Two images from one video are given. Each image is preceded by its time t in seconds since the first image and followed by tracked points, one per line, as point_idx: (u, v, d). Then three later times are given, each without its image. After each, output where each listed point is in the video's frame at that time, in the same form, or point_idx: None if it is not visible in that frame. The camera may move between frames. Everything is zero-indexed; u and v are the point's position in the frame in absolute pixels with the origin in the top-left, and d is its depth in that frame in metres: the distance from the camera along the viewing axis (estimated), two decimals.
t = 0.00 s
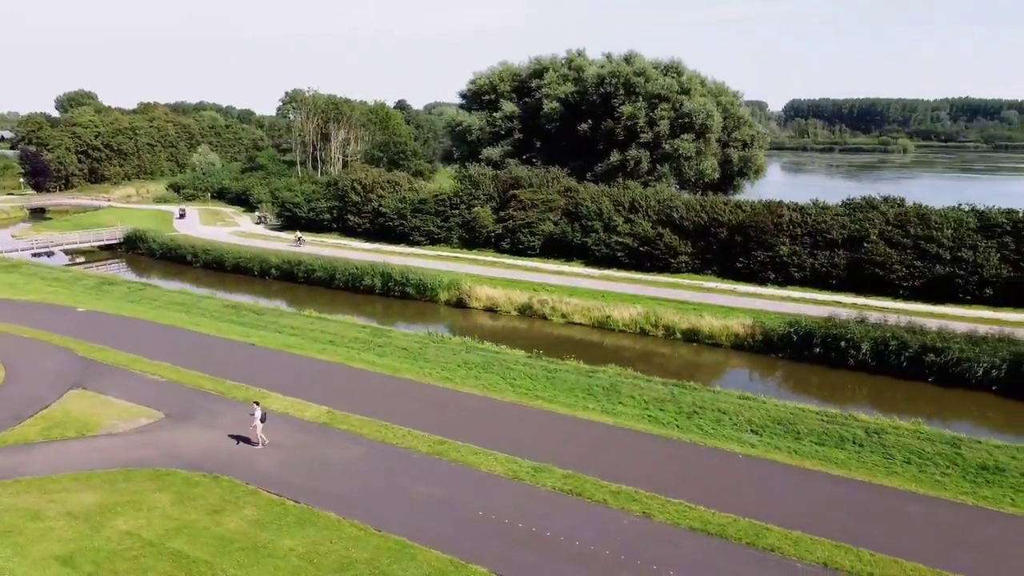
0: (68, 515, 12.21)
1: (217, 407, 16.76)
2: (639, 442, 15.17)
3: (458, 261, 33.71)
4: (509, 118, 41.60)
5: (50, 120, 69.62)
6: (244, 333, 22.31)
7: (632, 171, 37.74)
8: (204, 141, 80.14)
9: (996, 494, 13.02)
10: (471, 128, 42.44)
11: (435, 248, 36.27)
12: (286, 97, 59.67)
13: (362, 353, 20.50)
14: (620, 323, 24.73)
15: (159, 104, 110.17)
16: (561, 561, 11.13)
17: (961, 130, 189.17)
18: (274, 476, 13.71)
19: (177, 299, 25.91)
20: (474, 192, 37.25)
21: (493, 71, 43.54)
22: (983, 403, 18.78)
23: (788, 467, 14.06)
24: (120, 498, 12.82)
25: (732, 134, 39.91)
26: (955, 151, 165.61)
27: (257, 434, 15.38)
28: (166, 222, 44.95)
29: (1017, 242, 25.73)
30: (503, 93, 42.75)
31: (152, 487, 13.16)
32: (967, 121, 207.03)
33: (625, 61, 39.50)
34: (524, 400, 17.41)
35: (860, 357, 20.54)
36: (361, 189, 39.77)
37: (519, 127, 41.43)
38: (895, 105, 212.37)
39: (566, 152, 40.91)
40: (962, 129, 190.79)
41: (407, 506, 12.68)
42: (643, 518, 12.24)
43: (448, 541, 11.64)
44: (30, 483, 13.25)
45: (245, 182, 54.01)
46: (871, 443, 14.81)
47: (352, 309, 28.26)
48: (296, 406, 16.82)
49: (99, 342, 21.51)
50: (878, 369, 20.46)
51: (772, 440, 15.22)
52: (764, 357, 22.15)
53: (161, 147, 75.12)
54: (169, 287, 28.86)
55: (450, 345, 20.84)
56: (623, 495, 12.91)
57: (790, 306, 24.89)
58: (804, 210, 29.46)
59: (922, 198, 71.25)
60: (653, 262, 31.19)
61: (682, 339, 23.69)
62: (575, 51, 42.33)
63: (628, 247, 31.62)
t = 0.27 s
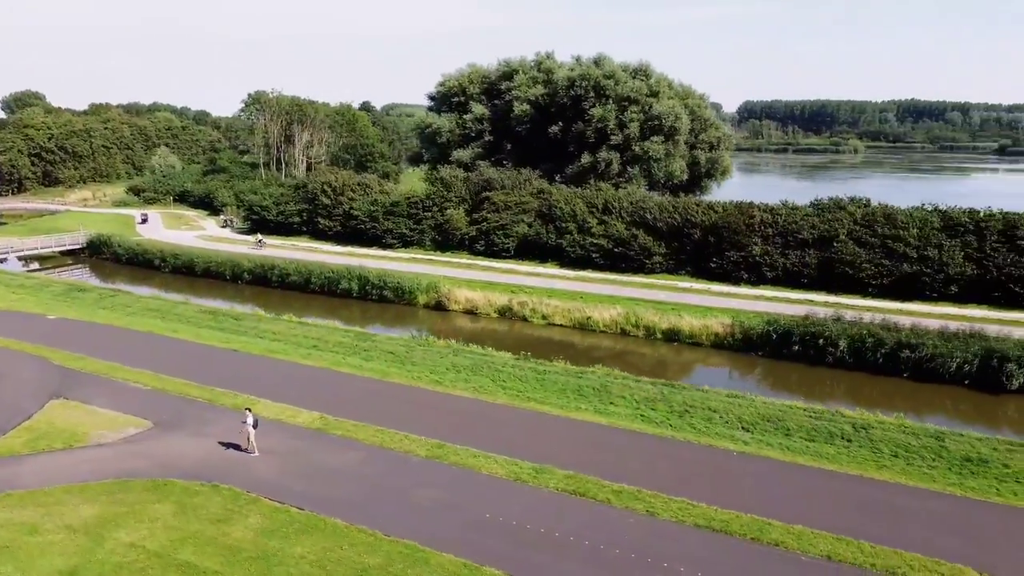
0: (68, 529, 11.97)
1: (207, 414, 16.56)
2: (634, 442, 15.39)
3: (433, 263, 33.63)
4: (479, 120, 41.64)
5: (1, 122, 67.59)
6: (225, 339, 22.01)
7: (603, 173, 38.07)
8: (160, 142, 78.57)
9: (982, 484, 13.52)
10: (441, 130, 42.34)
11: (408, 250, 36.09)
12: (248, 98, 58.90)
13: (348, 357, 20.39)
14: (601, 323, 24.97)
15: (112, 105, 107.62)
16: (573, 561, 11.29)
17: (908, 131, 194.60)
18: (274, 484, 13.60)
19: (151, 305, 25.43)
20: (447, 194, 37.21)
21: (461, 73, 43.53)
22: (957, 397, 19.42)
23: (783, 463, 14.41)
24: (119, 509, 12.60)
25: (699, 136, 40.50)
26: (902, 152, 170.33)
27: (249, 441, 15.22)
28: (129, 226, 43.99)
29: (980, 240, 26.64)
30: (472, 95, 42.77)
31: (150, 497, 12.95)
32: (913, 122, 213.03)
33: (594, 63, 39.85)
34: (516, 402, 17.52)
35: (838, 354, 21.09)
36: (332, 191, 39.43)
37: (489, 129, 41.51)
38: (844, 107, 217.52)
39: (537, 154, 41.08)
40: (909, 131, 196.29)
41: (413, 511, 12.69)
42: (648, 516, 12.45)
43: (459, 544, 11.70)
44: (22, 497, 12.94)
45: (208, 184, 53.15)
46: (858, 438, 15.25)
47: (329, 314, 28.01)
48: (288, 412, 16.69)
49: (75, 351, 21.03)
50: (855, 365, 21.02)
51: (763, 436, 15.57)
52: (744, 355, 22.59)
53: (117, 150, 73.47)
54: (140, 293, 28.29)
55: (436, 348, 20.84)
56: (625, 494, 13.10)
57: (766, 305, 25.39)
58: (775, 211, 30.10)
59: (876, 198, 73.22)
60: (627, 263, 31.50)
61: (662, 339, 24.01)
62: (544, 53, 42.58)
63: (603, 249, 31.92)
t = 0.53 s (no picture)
0: (68, 543, 11.71)
1: (197, 422, 16.31)
2: (629, 442, 15.60)
3: (407, 266, 33.50)
4: (449, 122, 41.60)
5: None
6: (205, 346, 21.68)
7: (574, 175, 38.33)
8: (114, 144, 76.85)
9: (967, 476, 14.03)
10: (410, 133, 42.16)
11: (380, 254, 35.87)
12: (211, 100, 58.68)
13: (334, 362, 20.26)
14: (581, 324, 25.19)
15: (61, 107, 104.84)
16: (585, 560, 11.43)
17: (857, 132, 199.58)
18: (276, 491, 13.48)
19: (124, 312, 24.90)
20: (419, 197, 37.10)
21: (429, 76, 43.42)
22: (931, 392, 20.06)
23: (776, 459, 14.76)
24: (119, 522, 12.36)
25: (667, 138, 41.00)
26: (852, 152, 174.57)
27: (242, 448, 15.02)
28: (89, 231, 42.91)
29: (943, 239, 27.51)
30: (441, 97, 42.68)
31: (149, 509, 12.73)
32: (861, 124, 218.54)
33: (563, 66, 40.10)
34: (508, 404, 17.60)
35: (816, 352, 21.61)
36: (301, 195, 39.05)
37: (459, 131, 41.50)
38: (795, 108, 222.17)
39: (507, 156, 41.19)
40: (858, 132, 201.32)
41: (420, 515, 12.70)
42: (652, 515, 12.65)
43: (470, 547, 11.75)
44: (15, 511, 12.61)
45: (170, 187, 52.32)
46: (846, 433, 15.68)
47: (306, 318, 27.73)
48: (280, 419, 16.53)
49: (50, 361, 20.50)
50: (832, 363, 21.57)
51: (754, 434, 15.91)
52: (724, 354, 23.00)
53: (70, 152, 71.66)
54: (110, 299, 27.66)
55: (423, 351, 20.82)
56: (628, 493, 13.29)
57: (742, 305, 25.87)
58: (746, 213, 30.69)
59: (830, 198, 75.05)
60: (602, 265, 31.77)
61: (643, 339, 24.31)
62: (512, 56, 42.71)
63: (578, 250, 32.14)
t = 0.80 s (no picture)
0: (69, 557, 11.46)
1: (187, 431, 16.05)
2: (624, 442, 15.80)
3: (381, 268, 33.31)
4: (419, 125, 41.50)
5: None
6: (185, 353, 21.32)
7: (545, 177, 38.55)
8: (66, 146, 74.92)
9: (952, 468, 14.54)
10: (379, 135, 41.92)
11: (353, 257, 35.58)
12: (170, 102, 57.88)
13: (319, 367, 20.11)
14: (562, 326, 25.40)
15: (6, 108, 101.75)
16: (595, 560, 11.59)
17: (808, 133, 204.04)
18: (277, 499, 13.37)
19: (97, 320, 24.35)
20: (390, 200, 36.93)
21: (398, 78, 43.24)
22: (905, 387, 20.70)
23: (769, 456, 15.10)
24: (119, 534, 12.14)
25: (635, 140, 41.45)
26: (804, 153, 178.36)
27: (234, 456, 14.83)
28: (47, 236, 41.76)
29: (908, 238, 28.35)
30: (410, 99, 42.54)
31: (150, 520, 12.52)
32: (812, 125, 223.39)
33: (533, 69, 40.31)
34: (500, 407, 17.69)
35: (794, 350, 22.11)
36: (270, 198, 38.58)
37: (428, 133, 41.42)
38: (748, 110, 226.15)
39: (478, 158, 41.23)
40: (809, 133, 205.84)
41: (427, 520, 12.72)
42: (656, 514, 12.86)
43: (480, 549, 11.83)
44: (9, 526, 12.30)
45: (129, 190, 51.28)
46: (833, 429, 16.11)
47: (282, 322, 27.42)
48: (272, 426, 16.37)
49: (25, 370, 19.96)
50: (810, 360, 22.10)
51: (745, 431, 16.24)
52: (704, 353, 23.40)
53: (21, 155, 69.66)
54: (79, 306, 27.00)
55: (409, 355, 20.79)
56: (630, 493, 13.49)
57: (718, 305, 26.34)
58: (717, 214, 31.25)
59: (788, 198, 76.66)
60: (577, 267, 31.99)
61: (623, 340, 24.60)
62: (481, 58, 42.79)
63: (552, 252, 32.32)
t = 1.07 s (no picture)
0: (73, 571, 11.22)
1: (178, 439, 15.79)
2: (618, 441, 16.02)
3: (355, 271, 33.08)
4: (388, 127, 41.32)
5: None
6: (165, 360, 20.93)
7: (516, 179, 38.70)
8: (14, 149, 72.73)
9: (936, 460, 15.07)
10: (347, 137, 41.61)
11: (324, 260, 35.24)
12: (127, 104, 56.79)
13: (305, 373, 19.94)
14: (542, 327, 25.57)
15: None
16: (605, 560, 11.76)
17: (760, 134, 207.92)
18: (280, 506, 13.27)
19: (68, 328, 23.75)
20: (362, 202, 36.69)
21: (366, 79, 42.98)
22: (880, 382, 21.34)
23: (761, 452, 15.45)
24: (122, 546, 11.92)
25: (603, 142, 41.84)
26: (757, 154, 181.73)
27: (228, 465, 14.64)
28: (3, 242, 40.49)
29: (874, 238, 29.20)
30: (378, 101, 42.31)
31: (151, 531, 12.32)
32: (764, 127, 227.77)
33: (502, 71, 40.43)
34: (492, 409, 17.77)
35: (773, 348, 22.61)
36: (237, 201, 38.03)
37: (397, 135, 41.27)
38: (702, 112, 229.52)
39: (447, 160, 41.20)
40: (761, 134, 209.80)
41: (433, 524, 12.76)
42: (659, 511, 13.09)
43: (491, 552, 11.92)
44: (5, 542, 11.97)
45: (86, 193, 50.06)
46: (819, 425, 16.55)
47: (258, 328, 27.04)
48: (265, 433, 16.20)
49: None
50: (788, 357, 22.62)
51: (735, 428, 16.58)
52: (684, 352, 23.78)
53: None
54: (46, 314, 26.28)
55: (396, 359, 20.74)
56: (632, 491, 13.70)
57: (694, 304, 26.79)
58: (689, 216, 31.77)
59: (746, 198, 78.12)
60: (552, 268, 32.19)
61: (604, 340, 24.86)
62: (449, 60, 42.79)
63: (527, 254, 32.46)
